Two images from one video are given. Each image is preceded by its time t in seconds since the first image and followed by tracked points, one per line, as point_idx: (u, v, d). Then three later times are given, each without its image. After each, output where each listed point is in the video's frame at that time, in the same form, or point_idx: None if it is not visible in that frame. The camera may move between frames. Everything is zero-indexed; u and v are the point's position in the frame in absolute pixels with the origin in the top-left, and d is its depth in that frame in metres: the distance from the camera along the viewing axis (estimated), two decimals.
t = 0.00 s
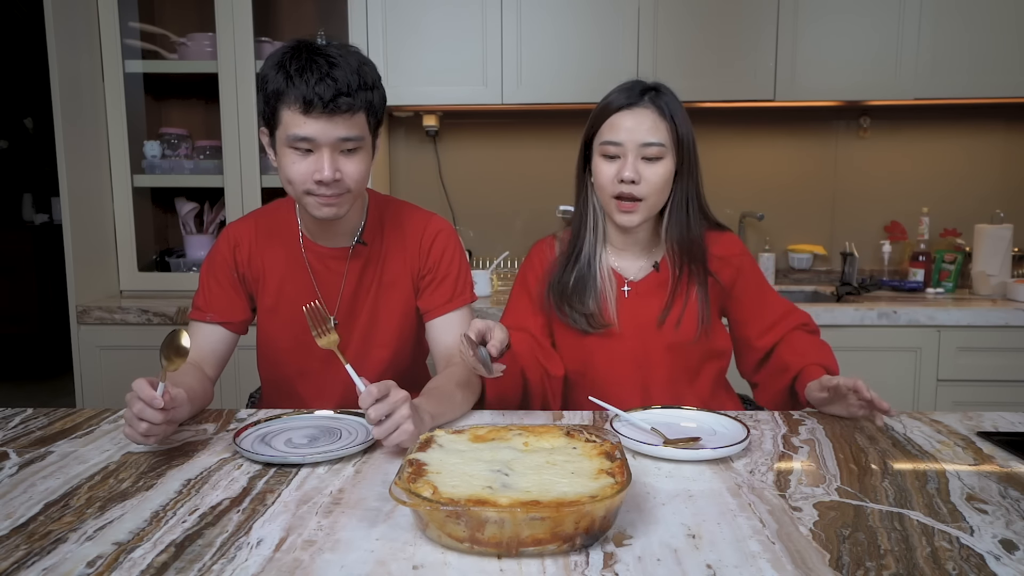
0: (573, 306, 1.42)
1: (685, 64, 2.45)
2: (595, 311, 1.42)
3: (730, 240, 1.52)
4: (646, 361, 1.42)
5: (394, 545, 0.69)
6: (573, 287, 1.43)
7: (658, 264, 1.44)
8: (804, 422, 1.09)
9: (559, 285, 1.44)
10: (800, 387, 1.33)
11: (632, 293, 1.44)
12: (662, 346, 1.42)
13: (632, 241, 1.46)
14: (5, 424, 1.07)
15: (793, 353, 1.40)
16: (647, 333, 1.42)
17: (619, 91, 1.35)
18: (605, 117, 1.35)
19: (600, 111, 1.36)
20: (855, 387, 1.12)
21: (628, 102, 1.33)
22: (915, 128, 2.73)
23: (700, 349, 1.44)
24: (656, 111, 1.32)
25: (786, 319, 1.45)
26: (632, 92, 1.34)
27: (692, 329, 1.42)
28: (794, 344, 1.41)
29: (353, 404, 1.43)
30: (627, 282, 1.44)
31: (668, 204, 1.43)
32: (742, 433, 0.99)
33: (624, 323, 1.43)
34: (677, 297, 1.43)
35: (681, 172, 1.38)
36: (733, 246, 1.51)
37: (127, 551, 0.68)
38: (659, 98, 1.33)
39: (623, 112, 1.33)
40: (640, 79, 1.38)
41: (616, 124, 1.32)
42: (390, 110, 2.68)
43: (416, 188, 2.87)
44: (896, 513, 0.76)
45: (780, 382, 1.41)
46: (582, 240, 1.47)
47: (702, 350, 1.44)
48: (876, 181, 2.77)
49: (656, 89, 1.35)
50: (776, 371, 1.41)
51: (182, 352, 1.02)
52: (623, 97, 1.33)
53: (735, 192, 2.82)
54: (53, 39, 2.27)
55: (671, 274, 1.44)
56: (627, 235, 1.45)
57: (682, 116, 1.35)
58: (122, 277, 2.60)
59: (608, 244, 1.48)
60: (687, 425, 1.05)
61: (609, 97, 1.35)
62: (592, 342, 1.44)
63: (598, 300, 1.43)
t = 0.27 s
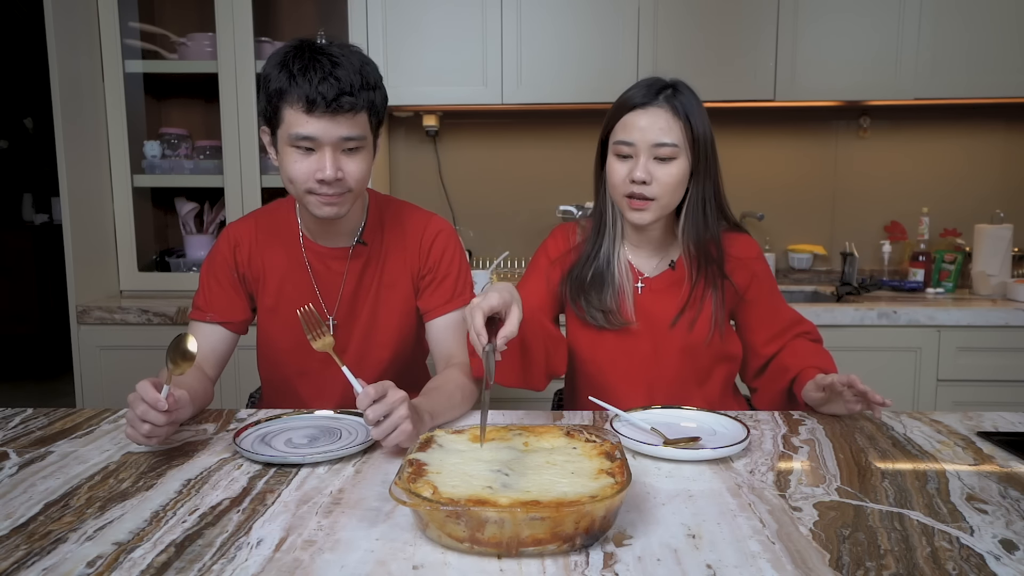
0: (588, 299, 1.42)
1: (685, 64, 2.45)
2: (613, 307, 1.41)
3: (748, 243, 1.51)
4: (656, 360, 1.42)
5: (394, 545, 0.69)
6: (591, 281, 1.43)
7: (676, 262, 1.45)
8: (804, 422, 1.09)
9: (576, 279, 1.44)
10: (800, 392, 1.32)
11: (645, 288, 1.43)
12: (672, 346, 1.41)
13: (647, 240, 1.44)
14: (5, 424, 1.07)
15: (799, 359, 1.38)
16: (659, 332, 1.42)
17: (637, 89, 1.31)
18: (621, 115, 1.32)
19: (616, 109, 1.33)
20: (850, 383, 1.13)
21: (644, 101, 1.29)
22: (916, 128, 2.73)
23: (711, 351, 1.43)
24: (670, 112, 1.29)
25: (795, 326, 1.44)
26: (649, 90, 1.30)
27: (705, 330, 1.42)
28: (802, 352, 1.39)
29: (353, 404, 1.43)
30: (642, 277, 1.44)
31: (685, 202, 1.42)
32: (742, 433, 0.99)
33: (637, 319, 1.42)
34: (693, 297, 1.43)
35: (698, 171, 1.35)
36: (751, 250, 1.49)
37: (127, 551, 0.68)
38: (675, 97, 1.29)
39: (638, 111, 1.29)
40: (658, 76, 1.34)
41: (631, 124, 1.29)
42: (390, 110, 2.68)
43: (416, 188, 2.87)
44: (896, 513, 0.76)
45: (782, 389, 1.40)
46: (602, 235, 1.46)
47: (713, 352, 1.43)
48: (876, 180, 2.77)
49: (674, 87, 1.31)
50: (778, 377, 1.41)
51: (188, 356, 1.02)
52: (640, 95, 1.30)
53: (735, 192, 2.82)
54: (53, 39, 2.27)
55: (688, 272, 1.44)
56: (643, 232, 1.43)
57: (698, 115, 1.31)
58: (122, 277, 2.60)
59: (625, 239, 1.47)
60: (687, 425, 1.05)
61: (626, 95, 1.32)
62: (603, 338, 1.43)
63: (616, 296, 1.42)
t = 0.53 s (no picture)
0: (601, 300, 1.41)
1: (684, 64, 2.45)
2: (624, 309, 1.41)
3: (758, 246, 1.50)
4: (663, 360, 1.42)
5: (394, 545, 0.69)
6: (601, 281, 1.42)
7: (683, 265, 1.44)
8: (804, 422, 1.09)
9: (587, 279, 1.43)
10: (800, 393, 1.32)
11: (654, 290, 1.43)
12: (681, 347, 1.41)
13: (660, 241, 1.43)
14: (5, 424, 1.07)
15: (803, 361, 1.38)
16: (667, 333, 1.42)
17: (654, 88, 1.29)
18: (637, 114, 1.30)
19: (632, 107, 1.31)
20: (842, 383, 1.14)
21: (661, 101, 1.27)
22: (916, 128, 2.73)
23: (718, 353, 1.43)
24: (688, 112, 1.27)
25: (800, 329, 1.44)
26: (666, 89, 1.28)
27: (712, 331, 1.42)
28: (807, 354, 1.39)
29: (352, 404, 1.43)
30: (652, 279, 1.44)
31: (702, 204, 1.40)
32: (742, 433, 0.99)
33: (646, 320, 1.42)
34: (702, 299, 1.43)
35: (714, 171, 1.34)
36: (761, 253, 1.49)
37: (127, 551, 0.68)
38: (693, 97, 1.28)
39: (655, 111, 1.27)
40: (673, 75, 1.32)
41: (647, 124, 1.27)
42: (390, 110, 2.68)
43: (416, 188, 2.87)
44: (896, 513, 0.76)
45: (786, 391, 1.40)
46: (614, 235, 1.45)
47: (719, 354, 1.43)
48: (876, 181, 2.77)
49: (690, 86, 1.29)
50: (781, 378, 1.41)
51: (189, 357, 1.02)
52: (657, 94, 1.28)
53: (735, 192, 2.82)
54: (53, 39, 2.27)
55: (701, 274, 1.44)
56: (656, 234, 1.42)
57: (715, 114, 1.30)
58: (122, 277, 2.60)
59: (636, 239, 1.45)
60: (687, 425, 1.05)
61: (643, 93, 1.30)
62: (611, 337, 1.43)
63: (627, 299, 1.42)
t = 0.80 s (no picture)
0: (603, 302, 1.41)
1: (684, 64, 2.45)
2: (626, 309, 1.41)
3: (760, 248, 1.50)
4: (665, 360, 1.42)
5: (394, 545, 0.69)
6: (604, 281, 1.42)
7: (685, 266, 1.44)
8: (804, 422, 1.09)
9: (589, 279, 1.43)
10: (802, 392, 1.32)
11: (656, 291, 1.43)
12: (683, 348, 1.41)
13: (663, 243, 1.43)
14: (5, 424, 1.07)
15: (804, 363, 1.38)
16: (671, 334, 1.41)
17: (659, 89, 1.29)
18: (641, 116, 1.30)
19: (637, 108, 1.31)
20: (841, 384, 1.15)
21: (666, 103, 1.27)
22: (916, 128, 2.73)
23: (720, 354, 1.43)
24: (692, 116, 1.26)
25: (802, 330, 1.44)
26: (671, 91, 1.28)
27: (715, 332, 1.42)
28: (808, 355, 1.39)
29: (352, 404, 1.43)
30: (653, 280, 1.43)
31: (707, 207, 1.40)
32: (742, 433, 0.99)
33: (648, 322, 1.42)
34: (705, 300, 1.43)
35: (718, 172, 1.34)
36: (763, 255, 1.49)
37: (127, 551, 0.68)
38: (697, 100, 1.27)
39: (659, 113, 1.27)
40: (678, 76, 1.32)
41: (651, 126, 1.27)
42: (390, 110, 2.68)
43: (416, 188, 2.87)
44: (896, 513, 0.76)
45: (786, 392, 1.39)
46: (617, 236, 1.45)
47: (721, 354, 1.43)
48: (876, 181, 2.77)
49: (696, 88, 1.29)
50: (783, 379, 1.40)
51: (190, 357, 1.02)
52: (661, 97, 1.27)
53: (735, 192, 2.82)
54: (53, 39, 2.27)
55: (703, 276, 1.44)
56: (659, 236, 1.42)
57: (720, 116, 1.30)
58: (122, 277, 2.60)
59: (637, 238, 1.46)
60: (687, 425, 1.05)
61: (648, 95, 1.29)
62: (613, 338, 1.43)
63: (629, 299, 1.42)
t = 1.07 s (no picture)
0: (601, 301, 1.41)
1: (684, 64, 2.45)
2: (624, 307, 1.41)
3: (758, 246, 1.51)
4: (665, 360, 1.42)
5: (394, 545, 0.69)
6: (602, 280, 1.42)
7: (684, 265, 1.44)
8: (804, 422, 1.09)
9: (587, 279, 1.43)
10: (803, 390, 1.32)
11: (655, 291, 1.43)
12: (684, 347, 1.41)
13: (657, 240, 1.43)
14: (5, 424, 1.07)
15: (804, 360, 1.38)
16: (671, 333, 1.41)
17: (653, 86, 1.29)
18: (634, 112, 1.30)
19: (633, 103, 1.31)
20: (847, 379, 1.15)
21: (658, 99, 1.27)
22: (916, 128, 2.73)
23: (720, 353, 1.43)
24: (684, 113, 1.26)
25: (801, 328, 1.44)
26: (664, 88, 1.28)
27: (714, 331, 1.42)
28: (808, 352, 1.39)
29: (352, 404, 1.43)
30: (652, 280, 1.43)
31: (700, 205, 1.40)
32: (742, 433, 0.99)
33: (647, 322, 1.42)
34: (704, 299, 1.43)
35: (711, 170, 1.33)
36: (761, 252, 1.49)
37: (127, 551, 0.68)
38: (689, 97, 1.27)
39: (651, 109, 1.28)
40: (674, 74, 1.32)
41: (642, 122, 1.28)
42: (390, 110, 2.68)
43: (416, 188, 2.87)
44: (896, 513, 0.76)
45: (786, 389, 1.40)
46: (614, 234, 1.45)
47: (721, 353, 1.43)
48: (876, 181, 2.77)
49: (689, 86, 1.29)
50: (783, 377, 1.40)
51: (189, 356, 1.02)
52: (654, 92, 1.28)
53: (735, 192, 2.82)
54: (53, 39, 2.27)
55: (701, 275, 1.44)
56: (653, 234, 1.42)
57: (712, 113, 1.29)
58: (122, 277, 2.60)
59: (633, 236, 1.45)
60: (687, 425, 1.05)
61: (641, 92, 1.30)
62: (613, 338, 1.43)
63: (627, 297, 1.42)
